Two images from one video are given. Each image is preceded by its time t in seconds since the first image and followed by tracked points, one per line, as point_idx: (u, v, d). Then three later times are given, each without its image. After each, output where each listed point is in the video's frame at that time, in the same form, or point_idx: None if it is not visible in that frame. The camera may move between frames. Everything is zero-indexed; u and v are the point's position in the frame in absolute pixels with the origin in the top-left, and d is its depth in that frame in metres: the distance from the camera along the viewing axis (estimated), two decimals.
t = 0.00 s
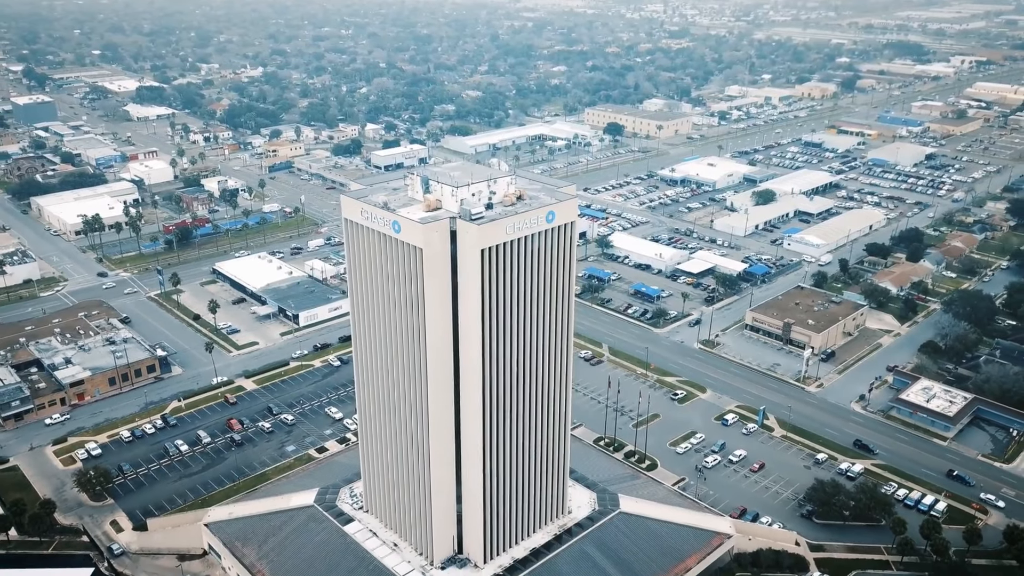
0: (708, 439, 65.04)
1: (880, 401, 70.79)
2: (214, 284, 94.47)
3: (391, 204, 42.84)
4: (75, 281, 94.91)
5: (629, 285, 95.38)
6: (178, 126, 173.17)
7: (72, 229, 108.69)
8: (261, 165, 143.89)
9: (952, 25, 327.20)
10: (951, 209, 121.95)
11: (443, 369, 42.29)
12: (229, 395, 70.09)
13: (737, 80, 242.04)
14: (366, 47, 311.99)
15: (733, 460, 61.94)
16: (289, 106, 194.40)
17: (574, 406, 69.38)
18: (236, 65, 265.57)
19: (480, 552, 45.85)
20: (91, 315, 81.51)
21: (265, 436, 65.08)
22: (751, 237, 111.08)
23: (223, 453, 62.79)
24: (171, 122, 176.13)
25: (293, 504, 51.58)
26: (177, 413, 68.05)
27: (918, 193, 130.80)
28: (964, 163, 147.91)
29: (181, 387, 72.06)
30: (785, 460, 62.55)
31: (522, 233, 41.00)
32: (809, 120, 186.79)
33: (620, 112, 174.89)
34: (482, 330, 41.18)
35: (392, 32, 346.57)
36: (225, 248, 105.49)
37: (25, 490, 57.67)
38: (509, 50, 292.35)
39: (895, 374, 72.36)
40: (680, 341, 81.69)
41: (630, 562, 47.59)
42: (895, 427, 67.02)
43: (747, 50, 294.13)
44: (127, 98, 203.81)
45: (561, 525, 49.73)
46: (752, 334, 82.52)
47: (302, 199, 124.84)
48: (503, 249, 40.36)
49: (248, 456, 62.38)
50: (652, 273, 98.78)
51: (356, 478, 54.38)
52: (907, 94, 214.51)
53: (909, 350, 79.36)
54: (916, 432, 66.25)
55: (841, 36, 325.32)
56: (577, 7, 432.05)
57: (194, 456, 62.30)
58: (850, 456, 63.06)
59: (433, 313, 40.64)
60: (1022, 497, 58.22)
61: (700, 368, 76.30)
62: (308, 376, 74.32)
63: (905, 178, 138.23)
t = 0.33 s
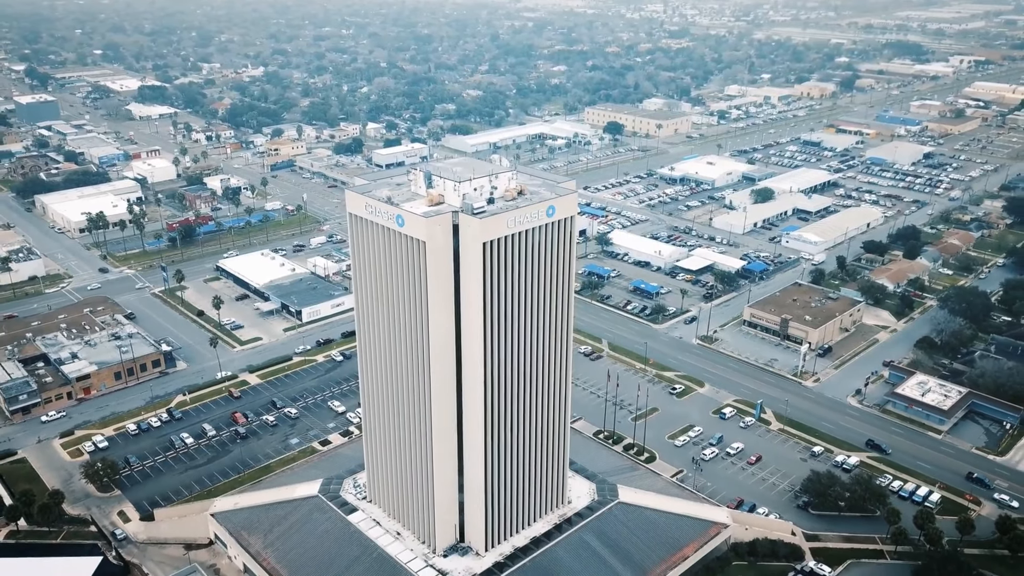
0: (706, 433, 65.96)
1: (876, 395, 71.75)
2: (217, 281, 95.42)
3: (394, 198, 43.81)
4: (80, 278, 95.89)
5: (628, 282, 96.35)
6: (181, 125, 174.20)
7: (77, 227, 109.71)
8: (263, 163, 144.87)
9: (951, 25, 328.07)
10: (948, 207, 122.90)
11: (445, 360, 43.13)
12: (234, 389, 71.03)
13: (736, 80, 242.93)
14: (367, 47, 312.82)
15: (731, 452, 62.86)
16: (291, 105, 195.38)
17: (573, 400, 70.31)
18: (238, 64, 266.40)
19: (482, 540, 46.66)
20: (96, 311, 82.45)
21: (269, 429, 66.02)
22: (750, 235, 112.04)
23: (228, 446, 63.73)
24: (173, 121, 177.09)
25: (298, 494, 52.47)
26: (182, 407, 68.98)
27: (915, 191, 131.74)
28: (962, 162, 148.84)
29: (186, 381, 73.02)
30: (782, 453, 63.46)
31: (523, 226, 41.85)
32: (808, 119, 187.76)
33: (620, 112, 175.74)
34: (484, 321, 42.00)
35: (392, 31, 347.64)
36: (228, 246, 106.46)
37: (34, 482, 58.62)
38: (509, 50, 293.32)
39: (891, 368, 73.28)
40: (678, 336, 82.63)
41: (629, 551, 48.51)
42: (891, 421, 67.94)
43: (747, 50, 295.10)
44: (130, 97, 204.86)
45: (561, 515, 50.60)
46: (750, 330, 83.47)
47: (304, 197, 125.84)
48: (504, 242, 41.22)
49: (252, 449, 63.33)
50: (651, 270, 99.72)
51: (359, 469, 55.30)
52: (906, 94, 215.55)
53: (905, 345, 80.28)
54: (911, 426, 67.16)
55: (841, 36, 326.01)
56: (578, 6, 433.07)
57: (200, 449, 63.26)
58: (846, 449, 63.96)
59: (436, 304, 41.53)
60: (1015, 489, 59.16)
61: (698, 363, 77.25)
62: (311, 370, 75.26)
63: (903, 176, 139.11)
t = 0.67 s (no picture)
0: (704, 426, 66.86)
1: (872, 389, 72.67)
2: (220, 278, 96.37)
3: (398, 193, 44.73)
4: (84, 275, 96.84)
5: (628, 279, 97.28)
6: (183, 124, 175.18)
7: (81, 225, 110.66)
8: (265, 162, 145.83)
9: (951, 25, 328.81)
10: (945, 205, 123.84)
11: (448, 351, 44.05)
12: (238, 384, 71.97)
13: (736, 79, 243.82)
14: (368, 47, 313.69)
15: (728, 445, 63.75)
16: (292, 105, 196.35)
17: (573, 395, 71.24)
18: (239, 64, 267.25)
19: (483, 529, 47.63)
20: (101, 307, 83.38)
21: (273, 422, 66.93)
22: (748, 233, 112.98)
23: (233, 439, 64.64)
24: (175, 120, 178.08)
25: (302, 485, 53.36)
26: (187, 401, 69.93)
27: (913, 190, 132.71)
28: (959, 161, 149.75)
29: (190, 376, 73.96)
30: (779, 446, 64.35)
31: (524, 221, 42.70)
32: (807, 118, 188.74)
33: (619, 111, 176.60)
34: (486, 314, 42.89)
35: (393, 31, 348.72)
36: (231, 243, 107.39)
37: (42, 473, 59.57)
38: (510, 50, 294.32)
39: (887, 363, 74.20)
40: (677, 332, 83.57)
41: (628, 540, 49.43)
42: (887, 414, 68.87)
43: (746, 50, 296.04)
44: (132, 96, 205.95)
45: (561, 505, 51.52)
46: (748, 326, 84.37)
47: (306, 195, 126.78)
48: (506, 236, 42.10)
49: (256, 442, 64.25)
50: (651, 267, 100.63)
51: (362, 461, 56.24)
52: (905, 93, 216.50)
53: (902, 341, 81.17)
54: (907, 419, 68.08)
55: (840, 36, 326.77)
56: (578, 6, 434.13)
57: (205, 441, 64.18)
58: (841, 442, 64.88)
59: (439, 296, 42.45)
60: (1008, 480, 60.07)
61: (697, 358, 78.18)
62: (314, 365, 76.19)
63: (901, 175, 140.04)
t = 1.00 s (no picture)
0: (702, 420, 67.80)
1: (868, 384, 73.61)
2: (223, 275, 97.32)
3: (402, 187, 45.62)
4: (89, 272, 97.71)
5: (627, 275, 98.23)
6: (185, 123, 176.12)
7: (85, 222, 111.56)
8: (266, 161, 146.76)
9: (950, 25, 329.45)
10: (942, 203, 124.85)
11: (450, 343, 44.96)
12: (242, 378, 72.91)
13: (735, 79, 244.70)
14: (369, 46, 314.47)
15: (726, 438, 64.66)
16: (294, 104, 197.30)
17: (573, 389, 72.20)
18: (240, 64, 268.07)
19: (485, 518, 48.56)
20: (107, 303, 84.30)
21: (277, 416, 67.88)
22: (747, 231, 113.92)
23: (238, 432, 65.59)
24: (177, 119, 179.08)
25: (307, 476, 54.26)
26: (192, 395, 70.88)
27: (911, 188, 133.72)
28: (957, 160, 150.72)
29: (195, 370, 74.92)
30: (776, 439, 65.25)
31: (524, 215, 43.61)
32: (805, 118, 189.71)
33: (619, 110, 177.43)
34: (487, 306, 43.81)
35: (393, 31, 349.70)
36: (233, 241, 108.27)
37: (50, 465, 60.49)
38: (510, 50, 295.23)
39: (883, 359, 75.13)
40: (676, 328, 84.51)
41: (627, 530, 50.32)
42: (883, 408, 69.81)
43: (746, 50, 296.91)
44: (134, 96, 206.93)
45: (561, 495, 52.42)
46: (746, 322, 85.29)
47: (308, 193, 127.72)
48: (507, 230, 43.00)
49: (261, 435, 65.20)
50: (650, 264, 101.59)
51: (366, 453, 57.13)
52: (903, 93, 217.40)
53: (898, 337, 82.11)
54: (902, 413, 69.00)
55: (839, 36, 327.54)
56: (578, 7, 435.21)
57: (210, 435, 65.12)
58: (837, 435, 65.82)
59: (441, 288, 43.38)
60: (1001, 472, 60.99)
61: (696, 354, 79.09)
62: (317, 360, 77.14)
63: (899, 173, 141.01)
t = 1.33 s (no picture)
0: (700, 414, 68.72)
1: (865, 378, 74.52)
2: (227, 272, 98.29)
3: (405, 183, 46.54)
4: (94, 268, 98.67)
5: (626, 273, 99.17)
6: (187, 122, 177.12)
7: (90, 220, 112.55)
8: (268, 160, 147.71)
9: (949, 25, 330.24)
10: (940, 201, 125.84)
11: (452, 336, 45.82)
12: (246, 373, 73.83)
13: (735, 78, 245.66)
14: (370, 46, 315.35)
15: (724, 432, 65.58)
16: (295, 104, 198.24)
17: (573, 384, 73.11)
18: (241, 63, 269.05)
19: (487, 507, 49.49)
20: (112, 299, 85.23)
21: (281, 409, 68.83)
22: (746, 228, 114.85)
23: (242, 425, 66.55)
24: (180, 118, 180.12)
25: (311, 467, 55.19)
26: (197, 389, 71.83)
27: (908, 187, 134.70)
28: (955, 158, 151.66)
29: (200, 365, 75.87)
30: (774, 433, 66.14)
31: (526, 210, 44.52)
32: (804, 117, 190.65)
33: (619, 110, 178.36)
34: (489, 299, 44.70)
35: (394, 31, 350.66)
36: (236, 238, 109.25)
37: (58, 457, 61.45)
38: (510, 49, 296.10)
39: (879, 354, 76.06)
40: (675, 324, 85.42)
41: (627, 520, 51.23)
42: (878, 402, 70.74)
43: (746, 49, 297.86)
44: (136, 95, 207.93)
45: (561, 485, 53.34)
46: (744, 318, 86.21)
47: (310, 192, 128.70)
48: (509, 224, 43.90)
49: (265, 428, 66.16)
50: (649, 261, 102.52)
51: (369, 445, 58.04)
52: (902, 92, 218.32)
53: (894, 333, 83.03)
54: (898, 407, 69.93)
55: (839, 36, 328.26)
56: (579, 6, 436.17)
57: (215, 428, 66.06)
58: (834, 428, 66.74)
59: (444, 282, 44.27)
60: (995, 465, 61.91)
61: (695, 349, 80.00)
62: (320, 355, 78.11)
63: (897, 172, 141.94)
